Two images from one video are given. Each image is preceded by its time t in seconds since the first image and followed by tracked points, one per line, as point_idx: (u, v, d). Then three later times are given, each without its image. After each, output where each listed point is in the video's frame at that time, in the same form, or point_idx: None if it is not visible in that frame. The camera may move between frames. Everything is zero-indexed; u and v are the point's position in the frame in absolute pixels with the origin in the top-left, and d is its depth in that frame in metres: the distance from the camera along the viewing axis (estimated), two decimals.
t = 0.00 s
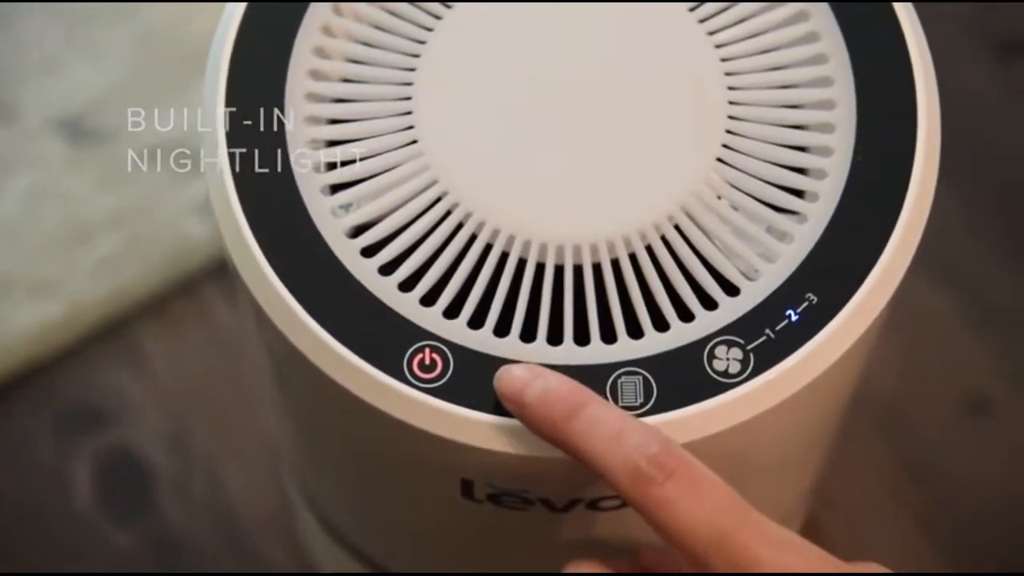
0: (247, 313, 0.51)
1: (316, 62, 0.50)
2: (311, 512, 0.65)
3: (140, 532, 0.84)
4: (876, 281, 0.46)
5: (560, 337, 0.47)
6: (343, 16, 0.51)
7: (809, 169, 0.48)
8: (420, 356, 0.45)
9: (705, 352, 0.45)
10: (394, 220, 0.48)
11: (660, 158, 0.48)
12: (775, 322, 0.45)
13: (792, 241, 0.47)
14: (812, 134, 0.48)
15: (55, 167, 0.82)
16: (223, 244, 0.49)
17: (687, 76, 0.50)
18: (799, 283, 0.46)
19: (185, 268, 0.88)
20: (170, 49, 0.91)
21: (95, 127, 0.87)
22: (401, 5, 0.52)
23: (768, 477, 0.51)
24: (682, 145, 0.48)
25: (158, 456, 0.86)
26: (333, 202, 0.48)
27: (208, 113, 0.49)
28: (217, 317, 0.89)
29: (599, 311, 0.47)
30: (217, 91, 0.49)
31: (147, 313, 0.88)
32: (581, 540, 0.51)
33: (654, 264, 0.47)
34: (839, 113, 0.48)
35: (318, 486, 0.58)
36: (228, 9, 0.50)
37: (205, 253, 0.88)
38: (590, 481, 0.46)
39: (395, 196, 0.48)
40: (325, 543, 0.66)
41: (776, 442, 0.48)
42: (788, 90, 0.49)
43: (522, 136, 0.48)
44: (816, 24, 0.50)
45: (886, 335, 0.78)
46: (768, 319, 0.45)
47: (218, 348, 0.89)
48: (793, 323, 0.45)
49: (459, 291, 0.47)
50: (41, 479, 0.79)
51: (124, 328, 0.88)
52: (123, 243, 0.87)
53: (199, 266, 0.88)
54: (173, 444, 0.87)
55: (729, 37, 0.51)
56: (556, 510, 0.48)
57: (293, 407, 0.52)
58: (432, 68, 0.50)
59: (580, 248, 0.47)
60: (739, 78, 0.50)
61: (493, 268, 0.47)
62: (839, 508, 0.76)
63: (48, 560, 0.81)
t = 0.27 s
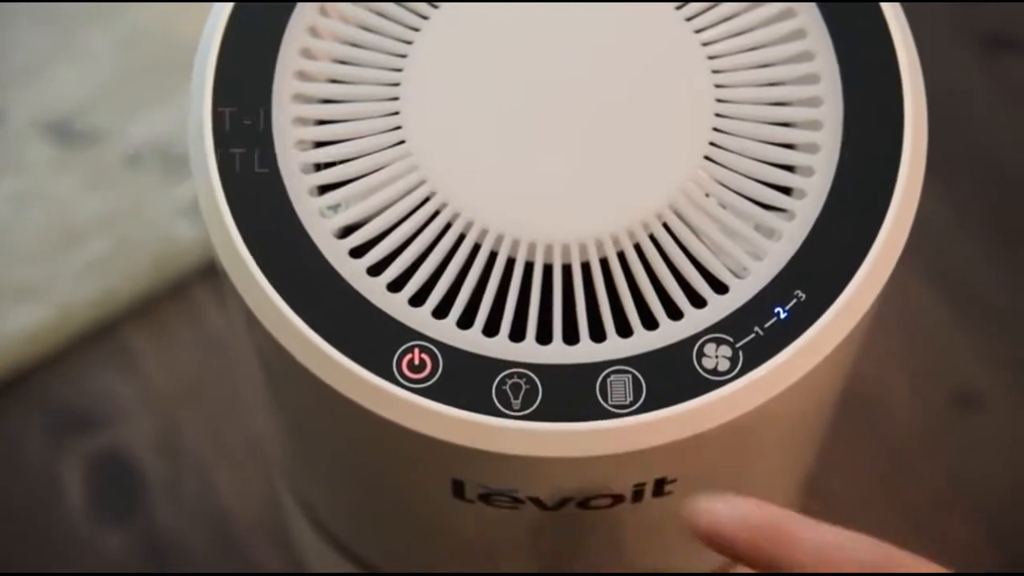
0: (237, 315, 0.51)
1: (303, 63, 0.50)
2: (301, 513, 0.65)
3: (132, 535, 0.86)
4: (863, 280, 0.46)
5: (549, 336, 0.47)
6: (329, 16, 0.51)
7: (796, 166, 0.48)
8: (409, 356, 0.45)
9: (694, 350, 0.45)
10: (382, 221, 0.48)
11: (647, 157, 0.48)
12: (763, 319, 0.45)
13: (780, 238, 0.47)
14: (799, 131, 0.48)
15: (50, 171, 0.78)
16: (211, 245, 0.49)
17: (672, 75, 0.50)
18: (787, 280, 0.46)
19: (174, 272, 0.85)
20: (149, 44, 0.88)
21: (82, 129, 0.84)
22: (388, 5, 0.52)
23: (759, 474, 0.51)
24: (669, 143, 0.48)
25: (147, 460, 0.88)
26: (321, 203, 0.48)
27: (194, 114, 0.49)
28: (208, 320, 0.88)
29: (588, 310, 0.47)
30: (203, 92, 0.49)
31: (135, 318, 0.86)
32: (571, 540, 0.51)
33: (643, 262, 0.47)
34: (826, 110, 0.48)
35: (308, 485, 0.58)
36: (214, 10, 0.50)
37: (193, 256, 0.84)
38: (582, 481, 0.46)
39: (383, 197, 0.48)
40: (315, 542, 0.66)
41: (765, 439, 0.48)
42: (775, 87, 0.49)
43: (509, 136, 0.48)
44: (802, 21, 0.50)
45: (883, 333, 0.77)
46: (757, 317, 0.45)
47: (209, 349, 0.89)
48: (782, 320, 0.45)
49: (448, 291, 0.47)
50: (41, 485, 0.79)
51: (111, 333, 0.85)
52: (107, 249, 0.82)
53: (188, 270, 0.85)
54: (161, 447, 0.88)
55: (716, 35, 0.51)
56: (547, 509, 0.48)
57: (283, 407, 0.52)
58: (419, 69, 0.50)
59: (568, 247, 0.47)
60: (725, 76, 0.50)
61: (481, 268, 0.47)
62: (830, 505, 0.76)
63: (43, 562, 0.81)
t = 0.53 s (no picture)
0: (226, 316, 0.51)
1: (291, 64, 0.50)
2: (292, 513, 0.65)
3: (124, 539, 0.83)
4: (851, 279, 0.46)
5: (539, 335, 0.47)
6: (317, 17, 0.51)
7: (784, 164, 0.48)
8: (399, 357, 0.45)
9: (684, 348, 0.45)
10: (371, 221, 0.48)
11: (635, 155, 0.48)
12: (753, 317, 0.45)
13: (769, 236, 0.47)
14: (787, 129, 0.48)
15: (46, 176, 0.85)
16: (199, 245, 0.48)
17: (660, 74, 0.50)
18: (776, 278, 0.46)
19: (163, 273, 0.89)
20: (143, 55, 0.92)
21: (80, 138, 0.90)
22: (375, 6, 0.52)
23: (749, 472, 0.51)
24: (657, 142, 0.49)
25: (140, 460, 0.85)
26: (310, 204, 0.48)
27: (182, 115, 0.48)
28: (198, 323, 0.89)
29: (578, 309, 0.47)
30: (190, 93, 0.49)
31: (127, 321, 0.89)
32: (563, 539, 0.51)
33: (632, 261, 0.47)
34: (814, 108, 0.49)
35: (299, 486, 0.58)
36: (201, 11, 0.50)
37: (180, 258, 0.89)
38: (572, 480, 0.46)
39: (372, 197, 0.48)
40: (307, 543, 0.66)
41: (756, 436, 0.48)
42: (763, 85, 0.50)
43: (497, 136, 0.49)
44: (790, 19, 0.50)
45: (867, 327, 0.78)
46: (746, 315, 0.46)
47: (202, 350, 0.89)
48: (771, 318, 0.45)
49: (438, 291, 0.47)
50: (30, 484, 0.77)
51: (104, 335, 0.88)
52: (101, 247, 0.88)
53: (177, 270, 0.89)
54: (154, 448, 0.85)
55: (703, 33, 0.51)
56: (537, 508, 0.48)
57: (273, 408, 0.52)
58: (407, 69, 0.50)
59: (557, 246, 0.47)
60: (713, 75, 0.50)
61: (470, 267, 0.47)
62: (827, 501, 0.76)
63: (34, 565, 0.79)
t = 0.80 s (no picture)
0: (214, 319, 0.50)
1: (277, 65, 0.50)
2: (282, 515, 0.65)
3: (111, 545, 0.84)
4: (835, 279, 0.46)
5: (526, 335, 0.47)
6: (302, 18, 0.51)
7: (770, 161, 0.48)
8: (387, 358, 0.45)
9: (671, 346, 0.45)
10: (358, 222, 0.47)
11: (622, 154, 0.48)
12: (740, 315, 0.45)
13: (756, 234, 0.47)
14: (772, 126, 0.48)
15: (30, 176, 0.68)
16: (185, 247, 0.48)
17: (645, 73, 0.50)
18: (763, 275, 0.46)
19: (152, 276, 0.77)
20: (132, 48, 0.80)
21: (57, 133, 0.74)
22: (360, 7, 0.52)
23: (738, 470, 0.51)
24: (643, 141, 0.49)
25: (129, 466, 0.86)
26: (296, 206, 0.48)
27: (167, 118, 0.48)
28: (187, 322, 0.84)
29: (565, 308, 0.47)
30: (176, 94, 0.48)
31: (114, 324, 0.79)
32: (553, 538, 0.51)
33: (619, 259, 0.47)
34: (799, 105, 0.49)
35: (288, 488, 0.57)
36: (186, 11, 0.50)
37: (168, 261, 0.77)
38: (561, 479, 0.46)
39: (358, 198, 0.48)
40: (297, 545, 0.66)
41: (744, 434, 0.48)
42: (748, 83, 0.50)
43: (485, 137, 0.49)
44: (774, 16, 0.50)
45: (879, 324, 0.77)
46: (733, 312, 0.46)
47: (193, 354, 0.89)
48: (758, 315, 0.45)
49: (425, 292, 0.47)
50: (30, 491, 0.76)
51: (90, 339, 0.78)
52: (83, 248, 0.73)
53: (169, 274, 0.78)
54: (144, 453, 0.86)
55: (688, 32, 0.51)
56: (526, 508, 0.48)
57: (261, 410, 0.52)
58: (392, 70, 0.50)
59: (544, 246, 0.47)
60: (699, 73, 0.50)
61: (458, 268, 0.47)
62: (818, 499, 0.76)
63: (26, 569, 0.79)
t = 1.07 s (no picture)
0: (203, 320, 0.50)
1: (264, 67, 0.50)
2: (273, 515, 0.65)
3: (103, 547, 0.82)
4: (822, 280, 0.46)
5: (515, 335, 0.47)
6: (289, 20, 0.51)
7: (758, 159, 0.48)
8: (376, 359, 0.45)
9: (661, 345, 0.45)
10: (346, 223, 0.47)
11: (610, 153, 0.48)
12: (729, 313, 0.45)
13: (744, 232, 0.47)
14: (760, 124, 0.48)
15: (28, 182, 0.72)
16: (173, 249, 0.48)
17: (632, 72, 0.50)
18: (752, 273, 0.46)
19: (140, 281, 0.80)
20: (120, 49, 0.81)
21: (47, 137, 0.76)
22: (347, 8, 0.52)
23: (729, 468, 0.51)
24: (631, 140, 0.49)
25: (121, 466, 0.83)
26: (285, 207, 0.47)
27: (154, 121, 0.48)
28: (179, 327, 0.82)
29: (554, 308, 0.47)
30: (162, 95, 0.48)
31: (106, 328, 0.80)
32: (545, 538, 0.51)
33: (607, 259, 0.47)
34: (787, 103, 0.49)
35: (279, 488, 0.57)
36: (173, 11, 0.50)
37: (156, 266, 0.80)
38: (551, 479, 0.46)
39: (347, 199, 0.48)
40: (288, 545, 0.65)
41: (735, 432, 0.48)
42: (735, 81, 0.50)
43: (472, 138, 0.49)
44: (761, 14, 0.50)
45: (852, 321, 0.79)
46: (722, 311, 0.46)
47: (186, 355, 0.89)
48: (747, 313, 0.45)
49: (414, 292, 0.47)
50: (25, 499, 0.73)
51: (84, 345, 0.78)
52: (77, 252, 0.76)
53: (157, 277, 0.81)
54: (137, 455, 0.84)
55: (675, 30, 0.51)
56: (517, 507, 0.48)
57: (251, 411, 0.52)
58: (380, 70, 0.50)
59: (533, 245, 0.47)
60: (687, 72, 0.50)
61: (446, 268, 0.47)
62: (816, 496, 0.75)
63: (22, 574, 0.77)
